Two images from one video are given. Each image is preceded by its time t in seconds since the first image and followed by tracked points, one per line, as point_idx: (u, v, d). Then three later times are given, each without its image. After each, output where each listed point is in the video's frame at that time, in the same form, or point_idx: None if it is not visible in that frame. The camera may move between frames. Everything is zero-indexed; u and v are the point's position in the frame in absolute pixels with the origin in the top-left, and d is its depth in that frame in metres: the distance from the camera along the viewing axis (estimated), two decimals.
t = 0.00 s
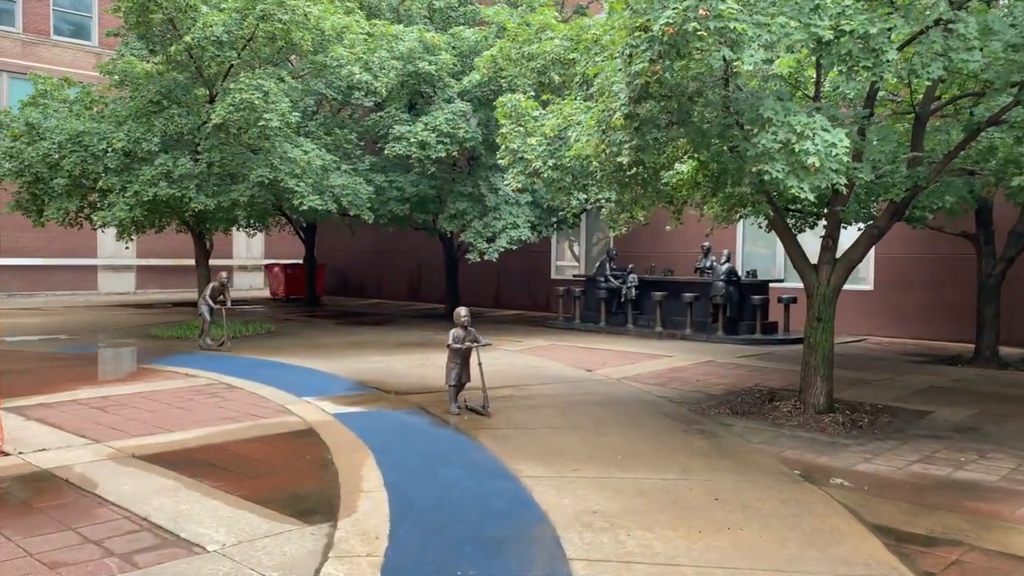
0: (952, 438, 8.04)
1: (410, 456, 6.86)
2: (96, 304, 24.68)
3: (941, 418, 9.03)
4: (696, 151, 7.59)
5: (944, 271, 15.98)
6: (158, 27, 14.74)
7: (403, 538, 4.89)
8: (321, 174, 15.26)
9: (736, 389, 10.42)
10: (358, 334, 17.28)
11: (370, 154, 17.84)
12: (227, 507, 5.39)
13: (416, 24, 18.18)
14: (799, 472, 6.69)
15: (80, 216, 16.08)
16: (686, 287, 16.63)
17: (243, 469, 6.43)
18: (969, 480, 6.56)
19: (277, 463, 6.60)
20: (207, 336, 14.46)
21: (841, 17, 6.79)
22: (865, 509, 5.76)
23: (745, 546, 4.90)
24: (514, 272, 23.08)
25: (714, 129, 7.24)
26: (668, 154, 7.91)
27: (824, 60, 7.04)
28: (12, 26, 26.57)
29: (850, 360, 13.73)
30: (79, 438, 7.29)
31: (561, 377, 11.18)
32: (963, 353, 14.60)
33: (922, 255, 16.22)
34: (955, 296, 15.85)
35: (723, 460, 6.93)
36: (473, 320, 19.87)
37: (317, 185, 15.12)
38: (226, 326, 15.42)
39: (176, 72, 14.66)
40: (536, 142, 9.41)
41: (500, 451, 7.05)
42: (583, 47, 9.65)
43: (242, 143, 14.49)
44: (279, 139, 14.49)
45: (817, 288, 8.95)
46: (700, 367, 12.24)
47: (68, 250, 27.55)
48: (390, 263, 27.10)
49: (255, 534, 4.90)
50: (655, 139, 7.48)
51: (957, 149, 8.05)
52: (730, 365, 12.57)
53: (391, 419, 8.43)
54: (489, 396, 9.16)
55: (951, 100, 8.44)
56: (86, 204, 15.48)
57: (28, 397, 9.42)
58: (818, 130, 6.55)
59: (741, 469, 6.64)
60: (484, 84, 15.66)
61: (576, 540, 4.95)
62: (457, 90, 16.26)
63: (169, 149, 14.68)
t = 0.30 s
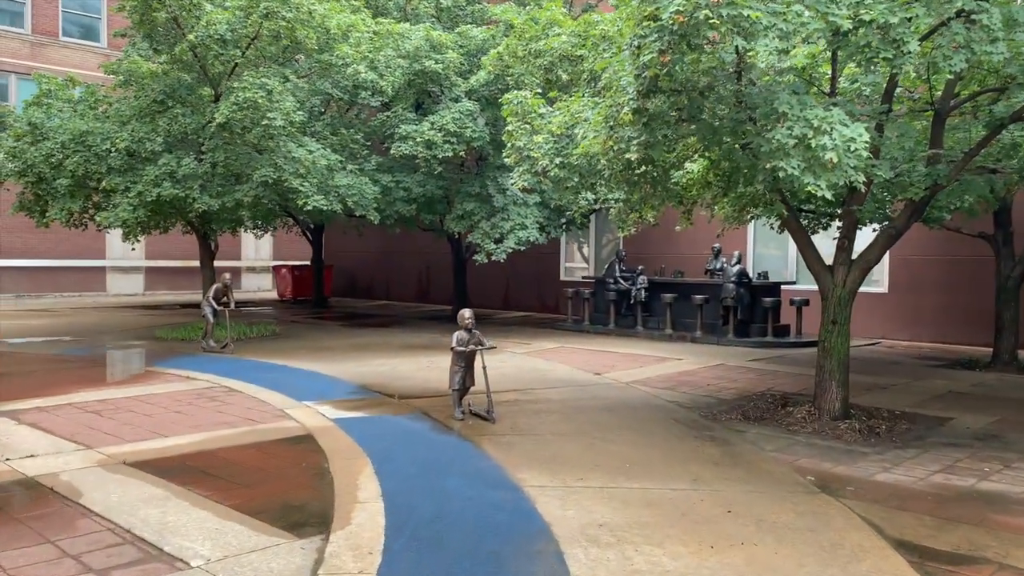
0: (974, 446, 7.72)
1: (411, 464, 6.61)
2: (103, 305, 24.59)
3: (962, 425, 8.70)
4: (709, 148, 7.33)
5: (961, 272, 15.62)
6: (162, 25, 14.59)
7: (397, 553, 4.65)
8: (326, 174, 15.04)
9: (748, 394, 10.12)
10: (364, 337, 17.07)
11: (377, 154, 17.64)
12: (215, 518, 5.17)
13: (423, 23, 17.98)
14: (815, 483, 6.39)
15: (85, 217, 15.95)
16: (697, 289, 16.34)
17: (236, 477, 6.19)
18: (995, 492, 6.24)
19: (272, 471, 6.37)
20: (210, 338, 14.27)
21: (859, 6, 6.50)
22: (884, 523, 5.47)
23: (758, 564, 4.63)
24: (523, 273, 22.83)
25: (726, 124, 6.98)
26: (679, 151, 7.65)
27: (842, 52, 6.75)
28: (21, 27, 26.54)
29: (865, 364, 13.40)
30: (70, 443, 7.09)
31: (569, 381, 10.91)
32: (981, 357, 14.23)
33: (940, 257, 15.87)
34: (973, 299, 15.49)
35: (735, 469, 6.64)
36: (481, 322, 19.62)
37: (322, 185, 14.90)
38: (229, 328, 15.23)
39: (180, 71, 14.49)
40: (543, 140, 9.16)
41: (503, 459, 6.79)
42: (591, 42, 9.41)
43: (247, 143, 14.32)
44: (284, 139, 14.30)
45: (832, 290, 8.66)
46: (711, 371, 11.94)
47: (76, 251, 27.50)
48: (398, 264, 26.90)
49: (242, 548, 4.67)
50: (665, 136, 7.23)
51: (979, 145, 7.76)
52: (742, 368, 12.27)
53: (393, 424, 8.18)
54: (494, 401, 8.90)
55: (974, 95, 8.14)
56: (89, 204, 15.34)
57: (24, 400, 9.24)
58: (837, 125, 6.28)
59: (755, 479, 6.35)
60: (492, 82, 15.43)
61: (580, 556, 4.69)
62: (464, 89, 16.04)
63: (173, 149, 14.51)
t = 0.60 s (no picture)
0: (997, 461, 7.37)
1: (407, 478, 6.32)
2: (108, 309, 24.44)
3: (984, 437, 8.35)
4: (719, 150, 7.03)
5: (980, 278, 15.23)
6: (164, 27, 14.43)
7: None
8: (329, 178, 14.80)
9: (760, 404, 9.79)
10: (368, 342, 16.81)
11: (382, 157, 17.40)
12: (197, 538, 4.90)
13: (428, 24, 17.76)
14: (832, 501, 6.07)
15: (86, 220, 15.77)
16: (707, 294, 16.01)
17: (224, 492, 5.92)
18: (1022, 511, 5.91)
19: (262, 486, 6.09)
20: (211, 344, 14.04)
21: None
22: (905, 545, 5.16)
23: None
24: (530, 278, 22.54)
25: (737, 123, 6.68)
26: (688, 152, 7.35)
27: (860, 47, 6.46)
28: (29, 31, 26.49)
29: (881, 372, 13.04)
30: (56, 455, 6.84)
31: (576, 390, 10.60)
32: (1000, 365, 13.84)
33: (957, 262, 15.49)
34: (991, 305, 15.10)
35: (747, 486, 6.33)
36: (488, 328, 19.33)
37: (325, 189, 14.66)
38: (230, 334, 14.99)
39: (182, 73, 14.31)
40: (546, 141, 8.92)
41: (503, 474, 6.49)
42: (597, 42, 9.15)
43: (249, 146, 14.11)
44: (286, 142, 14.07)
45: (847, 296, 8.32)
46: (722, 380, 11.61)
47: (81, 255, 27.41)
48: (404, 269, 26.68)
49: (221, 572, 4.39)
50: (673, 137, 6.94)
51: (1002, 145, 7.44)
52: (753, 376, 11.94)
53: (391, 435, 7.90)
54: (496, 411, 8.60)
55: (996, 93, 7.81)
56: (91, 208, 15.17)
57: (15, 408, 9.01)
58: (855, 124, 5.97)
59: (768, 497, 6.04)
60: (498, 84, 15.18)
61: None
62: (469, 91, 15.80)
63: (174, 152, 14.31)
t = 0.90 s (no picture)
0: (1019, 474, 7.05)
1: (401, 491, 6.06)
2: (113, 314, 24.33)
3: (1005, 448, 8.01)
4: (728, 148, 6.74)
5: (996, 282, 14.89)
6: (166, 29, 14.27)
7: None
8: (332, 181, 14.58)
9: (771, 413, 9.48)
10: (372, 348, 16.58)
11: (386, 160, 17.19)
12: (174, 556, 4.65)
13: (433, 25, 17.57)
14: (846, 516, 5.77)
15: (88, 224, 15.62)
16: (718, 299, 15.70)
17: (210, 505, 5.67)
18: None
19: (249, 499, 5.84)
20: (212, 349, 13.82)
21: None
22: (923, 565, 4.86)
23: None
24: (538, 283, 22.27)
25: (745, 120, 6.39)
26: (696, 151, 7.07)
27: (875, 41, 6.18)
28: (36, 36, 26.48)
29: (895, 379, 12.69)
30: (39, 465, 6.61)
31: (580, 397, 10.31)
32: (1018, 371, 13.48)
33: (972, 266, 15.16)
34: (1008, 310, 14.75)
35: (756, 500, 6.02)
36: (494, 333, 19.05)
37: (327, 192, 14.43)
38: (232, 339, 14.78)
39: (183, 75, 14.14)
40: (549, 141, 8.65)
41: (501, 487, 6.22)
42: (603, 40, 8.88)
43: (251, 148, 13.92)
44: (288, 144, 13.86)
45: (861, 301, 8.01)
46: (731, 387, 11.30)
47: (88, 259, 27.34)
48: (411, 273, 26.46)
49: None
50: (680, 134, 6.67)
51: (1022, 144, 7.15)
52: (764, 383, 11.62)
53: (388, 445, 7.64)
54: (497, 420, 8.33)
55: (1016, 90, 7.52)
56: (92, 211, 15.02)
57: (6, 415, 8.81)
58: (871, 120, 5.69)
59: (778, 512, 5.75)
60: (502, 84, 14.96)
61: None
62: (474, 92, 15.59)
63: (176, 155, 14.14)
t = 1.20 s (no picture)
0: None
1: (396, 507, 5.78)
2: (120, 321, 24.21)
3: None
4: (741, 148, 6.43)
5: (1016, 288, 14.50)
6: (169, 33, 14.10)
7: None
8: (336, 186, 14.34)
9: (785, 424, 9.14)
10: (377, 356, 16.32)
11: (392, 165, 16.95)
12: None
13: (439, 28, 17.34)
14: (867, 536, 5.44)
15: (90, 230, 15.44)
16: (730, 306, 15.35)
17: (196, 523, 5.41)
18: None
19: (238, 516, 5.57)
20: (215, 357, 13.58)
21: None
22: None
23: None
24: (547, 289, 21.96)
25: (759, 118, 6.11)
26: (707, 151, 6.76)
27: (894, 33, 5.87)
28: (45, 42, 26.48)
29: (914, 388, 12.31)
30: (24, 478, 6.37)
31: (588, 407, 10.00)
32: None
33: (992, 272, 14.78)
34: None
35: (771, 519, 5.69)
36: (502, 341, 18.74)
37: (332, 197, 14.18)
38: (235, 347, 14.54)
39: (185, 79, 13.95)
40: (554, 143, 8.40)
41: (503, 503, 5.93)
42: (610, 39, 8.60)
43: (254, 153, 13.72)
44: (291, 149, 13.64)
45: (880, 308, 7.68)
46: (744, 397, 10.96)
47: (95, 266, 27.27)
48: (419, 280, 26.22)
49: None
50: (690, 133, 6.37)
51: None
52: (777, 393, 11.28)
53: (386, 457, 7.36)
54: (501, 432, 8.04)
55: None
56: (94, 217, 14.84)
57: None
58: (892, 117, 5.38)
59: (794, 531, 5.43)
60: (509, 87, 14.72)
61: None
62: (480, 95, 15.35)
63: (178, 160, 13.93)
